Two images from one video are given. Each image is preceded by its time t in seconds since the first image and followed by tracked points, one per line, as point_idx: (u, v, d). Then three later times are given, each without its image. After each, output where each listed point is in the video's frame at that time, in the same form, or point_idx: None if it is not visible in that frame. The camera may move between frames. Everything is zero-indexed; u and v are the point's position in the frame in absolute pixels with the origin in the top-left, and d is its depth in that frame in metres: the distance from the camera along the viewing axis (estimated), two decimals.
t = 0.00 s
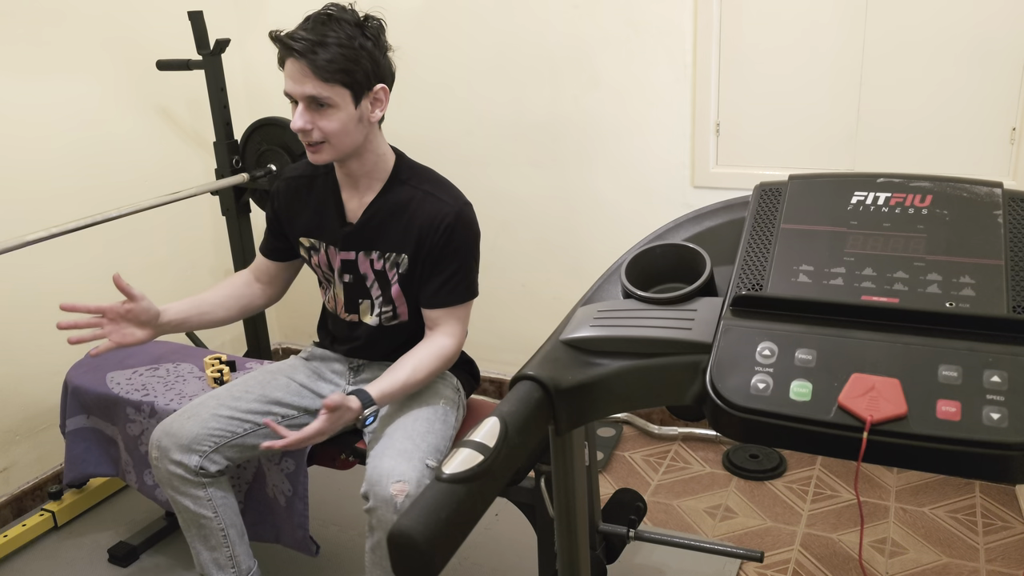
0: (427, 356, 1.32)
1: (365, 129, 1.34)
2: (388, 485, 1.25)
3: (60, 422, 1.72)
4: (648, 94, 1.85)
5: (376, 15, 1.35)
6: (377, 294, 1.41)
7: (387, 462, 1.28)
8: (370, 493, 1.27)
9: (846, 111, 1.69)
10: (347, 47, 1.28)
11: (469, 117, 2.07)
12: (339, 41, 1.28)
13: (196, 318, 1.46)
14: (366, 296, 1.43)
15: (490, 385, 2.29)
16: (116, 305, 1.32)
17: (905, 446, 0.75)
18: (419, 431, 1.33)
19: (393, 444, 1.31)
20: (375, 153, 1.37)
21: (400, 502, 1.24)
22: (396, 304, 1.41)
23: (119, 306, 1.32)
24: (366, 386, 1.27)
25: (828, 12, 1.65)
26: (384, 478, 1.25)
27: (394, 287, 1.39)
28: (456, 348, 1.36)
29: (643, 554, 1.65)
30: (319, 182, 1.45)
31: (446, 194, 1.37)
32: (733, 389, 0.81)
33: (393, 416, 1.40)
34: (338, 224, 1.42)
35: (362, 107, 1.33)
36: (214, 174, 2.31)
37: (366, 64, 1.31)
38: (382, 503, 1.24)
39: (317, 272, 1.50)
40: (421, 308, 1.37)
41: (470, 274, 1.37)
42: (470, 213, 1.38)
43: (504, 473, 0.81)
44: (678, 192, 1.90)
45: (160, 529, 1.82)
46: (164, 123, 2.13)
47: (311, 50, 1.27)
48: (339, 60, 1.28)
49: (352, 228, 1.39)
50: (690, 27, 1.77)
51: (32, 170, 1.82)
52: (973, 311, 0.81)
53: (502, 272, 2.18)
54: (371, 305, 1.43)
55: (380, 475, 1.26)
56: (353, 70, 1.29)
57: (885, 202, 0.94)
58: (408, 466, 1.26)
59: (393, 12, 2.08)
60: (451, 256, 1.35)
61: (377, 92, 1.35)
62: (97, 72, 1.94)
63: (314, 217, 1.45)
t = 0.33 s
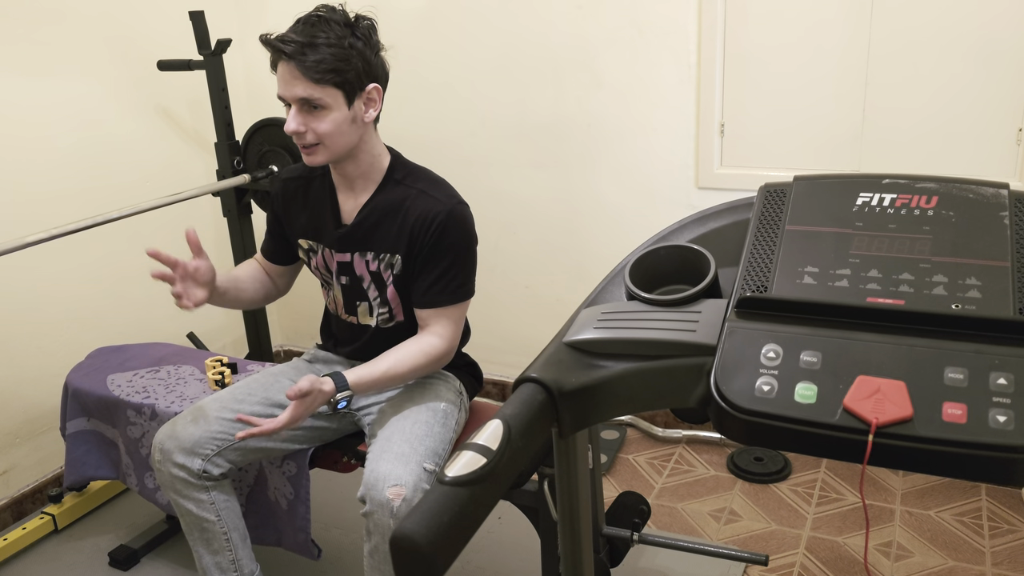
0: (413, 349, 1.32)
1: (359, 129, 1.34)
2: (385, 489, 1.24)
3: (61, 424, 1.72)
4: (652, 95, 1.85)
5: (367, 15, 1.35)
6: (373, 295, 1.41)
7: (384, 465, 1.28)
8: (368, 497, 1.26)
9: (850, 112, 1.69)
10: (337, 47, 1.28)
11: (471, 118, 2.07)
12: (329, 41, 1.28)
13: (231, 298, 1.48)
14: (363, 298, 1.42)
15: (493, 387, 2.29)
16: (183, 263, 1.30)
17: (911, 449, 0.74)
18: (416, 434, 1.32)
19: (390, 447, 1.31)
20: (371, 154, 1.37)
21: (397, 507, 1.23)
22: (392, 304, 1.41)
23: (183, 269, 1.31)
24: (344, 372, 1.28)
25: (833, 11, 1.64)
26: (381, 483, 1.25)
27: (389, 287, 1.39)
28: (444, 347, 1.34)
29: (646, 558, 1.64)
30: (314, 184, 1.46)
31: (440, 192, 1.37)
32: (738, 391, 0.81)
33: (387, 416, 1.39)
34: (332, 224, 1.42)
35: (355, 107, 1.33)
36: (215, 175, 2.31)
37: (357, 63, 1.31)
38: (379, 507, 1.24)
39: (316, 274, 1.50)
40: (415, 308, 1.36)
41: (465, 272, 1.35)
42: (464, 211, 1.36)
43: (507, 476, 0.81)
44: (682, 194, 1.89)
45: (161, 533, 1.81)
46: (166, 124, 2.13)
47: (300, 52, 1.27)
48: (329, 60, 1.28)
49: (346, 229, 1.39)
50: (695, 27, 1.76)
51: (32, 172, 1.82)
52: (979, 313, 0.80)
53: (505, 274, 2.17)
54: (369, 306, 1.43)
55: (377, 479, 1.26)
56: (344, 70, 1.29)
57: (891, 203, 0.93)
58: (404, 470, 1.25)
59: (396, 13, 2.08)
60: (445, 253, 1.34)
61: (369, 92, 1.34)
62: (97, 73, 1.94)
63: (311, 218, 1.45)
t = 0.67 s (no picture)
0: (449, 342, 1.31)
1: (354, 142, 1.32)
2: (386, 495, 1.23)
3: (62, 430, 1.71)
4: (659, 96, 1.84)
5: (346, 22, 1.31)
6: (374, 306, 1.41)
7: (385, 471, 1.26)
8: (370, 503, 1.25)
9: (860, 113, 1.67)
10: (324, 66, 1.24)
11: (477, 119, 2.06)
12: (315, 61, 1.24)
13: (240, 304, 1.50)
14: (364, 309, 1.42)
15: (499, 393, 2.27)
16: (187, 284, 1.34)
17: (922, 454, 0.73)
18: (418, 439, 1.31)
19: (392, 453, 1.29)
20: (365, 165, 1.36)
21: (399, 513, 1.22)
22: (393, 315, 1.41)
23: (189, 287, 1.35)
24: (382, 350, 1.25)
25: (843, 10, 1.62)
26: (382, 489, 1.24)
27: (391, 298, 1.39)
28: (474, 347, 1.33)
29: (654, 564, 1.63)
30: (309, 195, 1.45)
31: (437, 199, 1.35)
32: (746, 396, 0.79)
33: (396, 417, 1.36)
34: (329, 236, 1.41)
35: (348, 122, 1.30)
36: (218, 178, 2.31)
37: (347, 77, 1.27)
38: (381, 513, 1.23)
39: (315, 283, 1.50)
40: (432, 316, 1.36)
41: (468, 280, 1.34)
42: (463, 217, 1.35)
43: (514, 481, 0.80)
44: (690, 197, 1.88)
45: (163, 539, 1.81)
46: (167, 127, 2.13)
47: (288, 77, 1.23)
48: (320, 82, 1.24)
49: (344, 241, 1.39)
50: (702, 27, 1.75)
51: (33, 174, 1.82)
52: (991, 316, 0.78)
53: (511, 278, 2.16)
54: (370, 317, 1.43)
55: (378, 485, 1.24)
56: (335, 88, 1.26)
57: (902, 206, 0.92)
58: (406, 477, 1.24)
59: (401, 15, 2.07)
60: (446, 262, 1.33)
61: (362, 105, 1.31)
62: (98, 74, 1.94)
63: (309, 229, 1.45)
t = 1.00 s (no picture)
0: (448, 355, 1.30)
1: (356, 150, 1.31)
2: (382, 505, 1.21)
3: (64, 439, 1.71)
4: (671, 98, 1.82)
5: (348, 25, 1.30)
6: (379, 319, 1.40)
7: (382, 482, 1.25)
8: (366, 514, 1.23)
9: (875, 114, 1.65)
10: (325, 69, 1.23)
11: (486, 121, 2.05)
12: (316, 64, 1.23)
13: (243, 327, 1.47)
14: (369, 320, 1.41)
15: (508, 400, 2.26)
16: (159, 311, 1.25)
17: (939, 463, 0.71)
18: (418, 449, 1.29)
19: (390, 462, 1.27)
20: (369, 172, 1.35)
21: (394, 524, 1.20)
22: (399, 327, 1.40)
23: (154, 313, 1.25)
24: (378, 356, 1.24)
25: (857, 8, 1.60)
26: (377, 500, 1.22)
27: (396, 310, 1.38)
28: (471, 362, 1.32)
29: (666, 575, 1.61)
30: (313, 205, 1.43)
31: (444, 210, 1.34)
32: (760, 403, 0.78)
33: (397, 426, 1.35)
34: (334, 246, 1.40)
35: (349, 128, 1.29)
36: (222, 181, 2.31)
37: (348, 82, 1.26)
38: (376, 525, 1.21)
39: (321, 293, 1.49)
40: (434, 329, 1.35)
41: (473, 293, 1.33)
42: (471, 227, 1.34)
43: (522, 491, 0.78)
44: (702, 201, 1.86)
45: (166, 550, 1.79)
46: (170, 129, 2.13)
47: (287, 80, 1.22)
48: (320, 85, 1.23)
49: (349, 251, 1.38)
50: (715, 28, 1.73)
51: (35, 178, 1.81)
52: (1010, 322, 0.76)
53: (521, 284, 2.15)
54: (374, 329, 1.42)
55: (374, 495, 1.23)
56: (336, 92, 1.24)
57: (918, 210, 0.90)
58: (401, 487, 1.22)
59: (409, 17, 2.07)
60: (452, 275, 1.32)
61: (363, 110, 1.30)
62: (100, 77, 1.94)
63: (313, 239, 1.44)
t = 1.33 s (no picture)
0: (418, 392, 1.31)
1: (355, 155, 1.29)
2: (390, 518, 1.19)
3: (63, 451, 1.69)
4: (689, 100, 1.79)
5: (348, 28, 1.29)
6: (385, 329, 1.38)
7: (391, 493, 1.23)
8: (373, 527, 1.21)
9: (897, 116, 1.62)
10: (321, 73, 1.22)
11: (499, 123, 2.03)
12: (313, 68, 1.22)
13: (292, 403, 1.43)
14: (374, 331, 1.40)
15: (520, 410, 2.24)
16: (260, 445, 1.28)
17: (963, 475, 0.69)
18: (426, 460, 1.27)
19: (398, 474, 1.25)
20: (369, 178, 1.33)
21: (403, 537, 1.18)
22: (404, 338, 1.38)
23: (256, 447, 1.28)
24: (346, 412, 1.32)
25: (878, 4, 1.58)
26: (386, 513, 1.20)
27: (401, 320, 1.36)
28: (455, 387, 1.32)
29: None
30: (317, 211, 1.42)
31: (450, 221, 1.32)
32: (778, 413, 0.75)
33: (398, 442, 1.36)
34: (338, 255, 1.38)
35: (348, 133, 1.28)
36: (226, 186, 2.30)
37: (346, 85, 1.25)
38: (384, 538, 1.19)
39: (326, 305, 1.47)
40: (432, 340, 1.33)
41: (478, 304, 1.31)
42: (476, 238, 1.32)
43: (536, 503, 0.76)
44: (720, 205, 1.83)
45: (170, 563, 1.78)
46: (174, 135, 2.13)
47: (282, 84, 1.20)
48: (317, 89, 1.21)
49: (353, 259, 1.36)
50: (734, 28, 1.71)
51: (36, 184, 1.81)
52: None
53: (534, 292, 2.13)
54: (379, 340, 1.40)
55: (382, 508, 1.20)
56: (333, 96, 1.23)
57: (941, 214, 0.87)
58: (411, 499, 1.20)
59: (420, 19, 2.05)
60: (456, 285, 1.31)
61: (363, 115, 1.28)
62: (103, 82, 1.94)
63: (318, 249, 1.42)
